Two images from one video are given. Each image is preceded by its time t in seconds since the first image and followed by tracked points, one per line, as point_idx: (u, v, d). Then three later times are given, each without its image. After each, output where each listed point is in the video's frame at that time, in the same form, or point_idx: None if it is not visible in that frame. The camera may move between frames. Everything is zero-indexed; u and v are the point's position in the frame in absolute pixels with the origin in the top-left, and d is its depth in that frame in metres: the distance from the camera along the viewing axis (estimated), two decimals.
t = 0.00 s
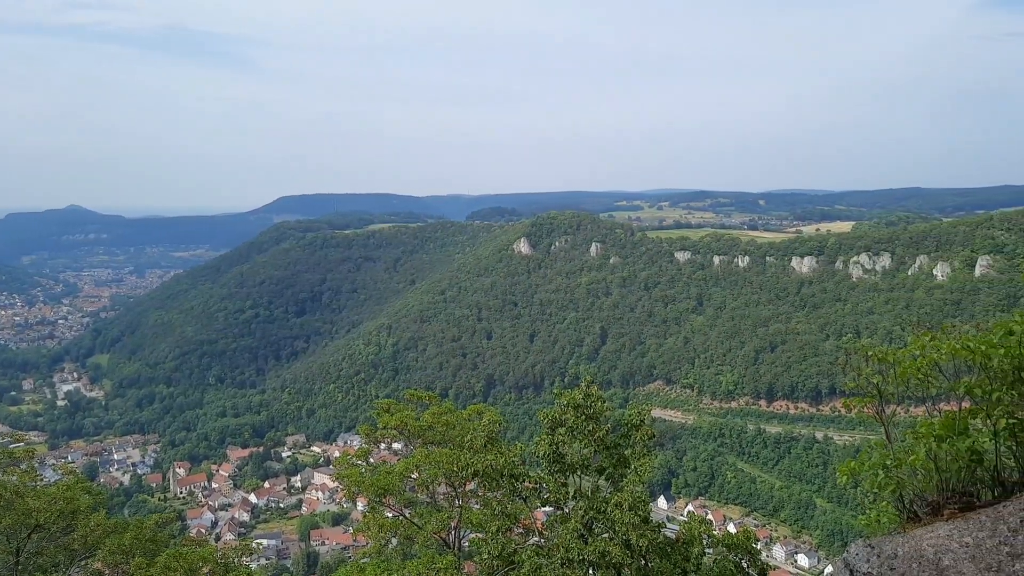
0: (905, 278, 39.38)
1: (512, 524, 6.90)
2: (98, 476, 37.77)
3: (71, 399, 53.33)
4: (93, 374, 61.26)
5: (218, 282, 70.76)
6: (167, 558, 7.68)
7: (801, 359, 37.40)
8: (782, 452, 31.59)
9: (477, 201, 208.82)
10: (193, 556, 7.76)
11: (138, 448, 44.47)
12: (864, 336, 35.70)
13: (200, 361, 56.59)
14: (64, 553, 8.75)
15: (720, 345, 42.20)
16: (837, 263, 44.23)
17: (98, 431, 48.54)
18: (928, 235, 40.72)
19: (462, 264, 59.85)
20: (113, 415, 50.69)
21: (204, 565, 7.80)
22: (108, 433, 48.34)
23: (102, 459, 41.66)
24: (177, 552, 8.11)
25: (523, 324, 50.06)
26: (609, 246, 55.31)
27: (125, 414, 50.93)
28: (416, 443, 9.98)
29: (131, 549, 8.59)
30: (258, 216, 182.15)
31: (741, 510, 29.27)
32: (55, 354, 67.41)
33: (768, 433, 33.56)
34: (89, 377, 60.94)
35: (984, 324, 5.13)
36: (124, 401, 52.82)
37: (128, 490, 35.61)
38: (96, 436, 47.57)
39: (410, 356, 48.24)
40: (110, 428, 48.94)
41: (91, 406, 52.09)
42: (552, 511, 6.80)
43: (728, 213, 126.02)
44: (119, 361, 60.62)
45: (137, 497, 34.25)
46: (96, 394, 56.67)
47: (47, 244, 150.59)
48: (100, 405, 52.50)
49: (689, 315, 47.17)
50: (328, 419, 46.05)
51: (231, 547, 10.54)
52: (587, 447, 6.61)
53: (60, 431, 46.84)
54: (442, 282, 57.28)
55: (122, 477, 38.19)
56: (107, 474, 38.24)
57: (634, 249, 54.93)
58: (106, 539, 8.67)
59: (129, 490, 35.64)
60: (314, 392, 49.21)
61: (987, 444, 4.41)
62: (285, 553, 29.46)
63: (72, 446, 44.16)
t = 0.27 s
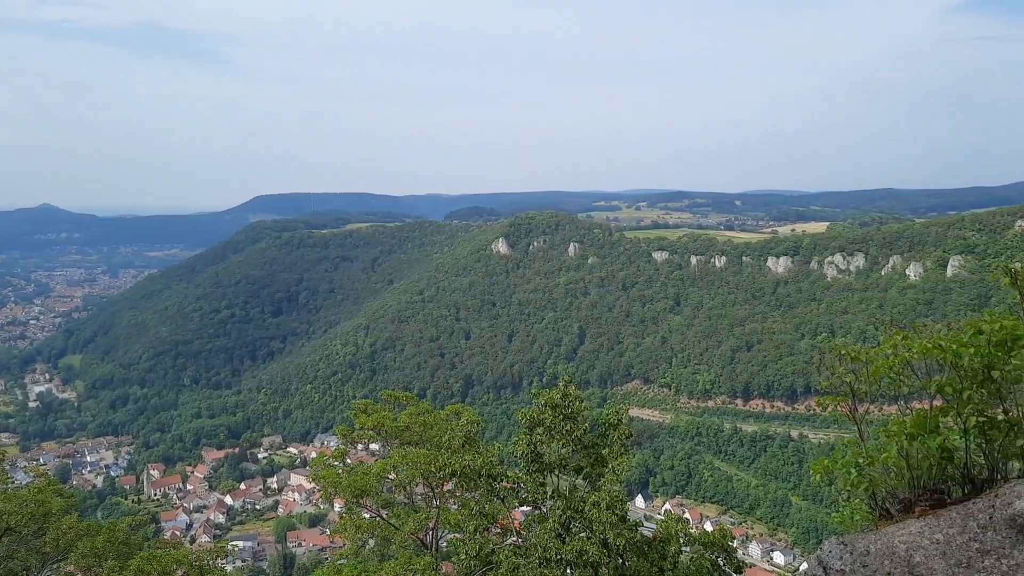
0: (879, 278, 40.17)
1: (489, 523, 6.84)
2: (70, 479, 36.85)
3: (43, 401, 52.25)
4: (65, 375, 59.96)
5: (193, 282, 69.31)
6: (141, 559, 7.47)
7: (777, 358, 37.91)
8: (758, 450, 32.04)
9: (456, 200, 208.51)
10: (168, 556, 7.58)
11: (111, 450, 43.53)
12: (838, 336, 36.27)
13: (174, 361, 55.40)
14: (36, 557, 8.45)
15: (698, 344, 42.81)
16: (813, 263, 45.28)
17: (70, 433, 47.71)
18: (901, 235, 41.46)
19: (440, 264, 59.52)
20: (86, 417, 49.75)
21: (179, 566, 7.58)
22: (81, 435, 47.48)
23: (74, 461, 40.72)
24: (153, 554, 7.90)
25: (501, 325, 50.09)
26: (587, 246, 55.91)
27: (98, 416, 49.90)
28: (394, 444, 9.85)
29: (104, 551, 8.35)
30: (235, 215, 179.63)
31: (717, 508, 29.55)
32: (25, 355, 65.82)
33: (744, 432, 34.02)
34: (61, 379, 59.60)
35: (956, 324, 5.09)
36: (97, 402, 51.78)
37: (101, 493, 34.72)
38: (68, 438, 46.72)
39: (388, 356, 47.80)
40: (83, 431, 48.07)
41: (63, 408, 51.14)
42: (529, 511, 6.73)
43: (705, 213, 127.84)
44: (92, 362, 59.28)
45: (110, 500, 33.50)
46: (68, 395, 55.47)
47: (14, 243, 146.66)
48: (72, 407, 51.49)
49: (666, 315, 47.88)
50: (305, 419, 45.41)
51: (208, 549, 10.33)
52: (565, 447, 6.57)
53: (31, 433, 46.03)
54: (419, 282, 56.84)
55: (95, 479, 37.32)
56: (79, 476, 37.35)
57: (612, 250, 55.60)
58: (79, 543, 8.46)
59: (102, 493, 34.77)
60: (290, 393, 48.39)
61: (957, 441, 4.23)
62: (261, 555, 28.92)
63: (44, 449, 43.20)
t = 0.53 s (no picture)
0: (851, 278, 40.95)
1: (466, 524, 6.76)
2: (39, 482, 35.78)
3: (9, 403, 50.77)
4: (32, 376, 58.22)
5: (165, 282, 67.70)
6: (112, 562, 7.23)
7: (750, 358, 38.41)
8: (731, 448, 32.49)
9: (433, 200, 207.72)
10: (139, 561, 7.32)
11: (81, 452, 42.36)
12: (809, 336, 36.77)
13: (145, 362, 53.95)
14: None
15: (673, 343, 43.36)
16: (786, 263, 46.27)
17: (39, 435, 46.59)
18: (873, 235, 42.28)
19: (416, 264, 59.15)
20: (56, 418, 48.50)
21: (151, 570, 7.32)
22: (49, 437, 46.31)
23: (42, 463, 39.54)
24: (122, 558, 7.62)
25: (477, 325, 49.94)
26: (563, 246, 56.36)
27: (67, 418, 48.60)
28: (368, 445, 9.70)
29: (74, 555, 8.07)
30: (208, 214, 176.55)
31: (692, 507, 29.75)
32: None
33: (719, 431, 34.39)
34: (27, 380, 57.84)
35: (923, 322, 5.04)
36: (66, 404, 50.41)
37: (71, 495, 33.73)
38: (36, 440, 45.54)
39: (363, 356, 47.20)
40: (51, 432, 46.85)
41: (31, 411, 49.84)
42: (505, 511, 6.66)
43: (680, 214, 129.56)
44: (61, 363, 57.67)
45: (80, 503, 32.56)
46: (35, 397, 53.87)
47: None
48: (41, 409, 50.12)
49: (641, 314, 48.61)
50: (279, 420, 44.60)
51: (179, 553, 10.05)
52: (541, 447, 6.52)
53: None
54: (395, 283, 56.33)
55: (64, 481, 36.26)
56: (48, 479, 36.27)
57: (588, 250, 56.38)
58: (47, 547, 8.15)
59: (71, 495, 33.78)
60: (264, 394, 47.48)
61: (926, 440, 4.21)
62: (234, 558, 28.24)
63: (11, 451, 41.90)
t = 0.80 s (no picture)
0: (821, 278, 41.78)
1: (439, 525, 6.67)
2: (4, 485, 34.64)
3: None
4: None
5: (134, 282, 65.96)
6: (79, 566, 6.98)
7: (722, 357, 38.90)
8: (704, 447, 32.91)
9: (407, 200, 206.42)
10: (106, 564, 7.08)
11: (48, 455, 41.15)
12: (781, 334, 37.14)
13: (114, 364, 52.33)
14: None
15: (646, 343, 43.87)
16: (757, 263, 47.10)
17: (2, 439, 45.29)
18: (842, 236, 43.13)
19: (389, 263, 58.60)
20: (21, 422, 47.05)
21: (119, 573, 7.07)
22: (15, 441, 45.05)
23: (8, 466, 38.33)
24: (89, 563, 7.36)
25: (451, 325, 49.68)
26: (537, 246, 56.66)
27: (33, 420, 47.19)
28: (341, 447, 9.54)
29: (39, 560, 7.81)
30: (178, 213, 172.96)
31: (665, 505, 29.99)
32: None
33: (691, 430, 34.83)
34: None
35: (890, 322, 5.03)
36: (32, 407, 48.93)
37: (38, 498, 32.73)
38: None
39: (336, 357, 46.44)
40: (16, 436, 45.49)
41: None
42: (478, 511, 6.59)
43: (653, 213, 131.19)
44: (27, 365, 55.95)
45: (47, 506, 31.53)
46: None
47: None
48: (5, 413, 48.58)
49: (615, 314, 49.18)
50: (250, 423, 43.40)
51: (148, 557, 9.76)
52: (514, 447, 6.47)
53: None
54: (368, 283, 55.57)
55: (30, 485, 35.17)
56: (14, 483, 35.16)
57: (562, 250, 56.86)
58: (12, 552, 7.86)
59: (37, 498, 32.76)
60: (235, 395, 46.35)
61: (893, 437, 4.16)
62: (203, 561, 27.42)
63: None
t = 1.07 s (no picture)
0: (794, 278, 42.51)
1: (413, 526, 6.59)
2: None
3: None
4: None
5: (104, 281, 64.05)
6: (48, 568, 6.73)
7: (696, 356, 39.25)
8: (678, 445, 33.25)
9: (381, 199, 204.76)
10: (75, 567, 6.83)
11: (15, 458, 39.88)
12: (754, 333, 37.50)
13: (84, 365, 50.60)
14: None
15: (621, 342, 44.21)
16: (730, 263, 47.77)
17: None
18: (814, 236, 43.89)
19: (364, 263, 57.95)
20: None
21: None
22: None
23: None
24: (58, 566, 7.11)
25: (426, 324, 49.39)
26: (513, 246, 56.75)
27: None
28: (314, 448, 9.36)
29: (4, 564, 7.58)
30: (146, 211, 168.86)
31: (640, 504, 30.18)
32: None
33: (665, 429, 35.19)
34: None
35: (858, 321, 5.07)
36: None
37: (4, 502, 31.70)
38: None
39: (310, 357, 45.64)
40: None
41: None
42: (453, 512, 6.53)
43: (628, 213, 132.31)
44: None
45: (14, 510, 30.48)
46: None
47: None
48: None
49: (590, 314, 49.57)
50: (223, 423, 42.13)
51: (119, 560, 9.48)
52: (489, 447, 6.41)
53: None
54: (342, 283, 54.77)
55: None
56: None
57: (537, 250, 57.01)
58: None
59: (4, 502, 31.75)
60: (208, 396, 45.09)
61: (862, 435, 4.17)
62: (175, 564, 26.55)
63: None
